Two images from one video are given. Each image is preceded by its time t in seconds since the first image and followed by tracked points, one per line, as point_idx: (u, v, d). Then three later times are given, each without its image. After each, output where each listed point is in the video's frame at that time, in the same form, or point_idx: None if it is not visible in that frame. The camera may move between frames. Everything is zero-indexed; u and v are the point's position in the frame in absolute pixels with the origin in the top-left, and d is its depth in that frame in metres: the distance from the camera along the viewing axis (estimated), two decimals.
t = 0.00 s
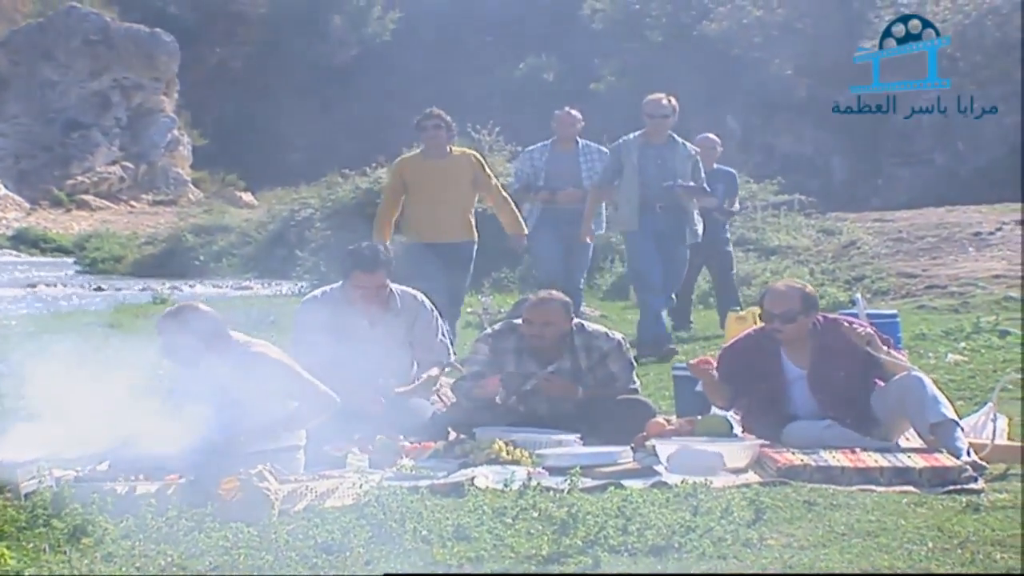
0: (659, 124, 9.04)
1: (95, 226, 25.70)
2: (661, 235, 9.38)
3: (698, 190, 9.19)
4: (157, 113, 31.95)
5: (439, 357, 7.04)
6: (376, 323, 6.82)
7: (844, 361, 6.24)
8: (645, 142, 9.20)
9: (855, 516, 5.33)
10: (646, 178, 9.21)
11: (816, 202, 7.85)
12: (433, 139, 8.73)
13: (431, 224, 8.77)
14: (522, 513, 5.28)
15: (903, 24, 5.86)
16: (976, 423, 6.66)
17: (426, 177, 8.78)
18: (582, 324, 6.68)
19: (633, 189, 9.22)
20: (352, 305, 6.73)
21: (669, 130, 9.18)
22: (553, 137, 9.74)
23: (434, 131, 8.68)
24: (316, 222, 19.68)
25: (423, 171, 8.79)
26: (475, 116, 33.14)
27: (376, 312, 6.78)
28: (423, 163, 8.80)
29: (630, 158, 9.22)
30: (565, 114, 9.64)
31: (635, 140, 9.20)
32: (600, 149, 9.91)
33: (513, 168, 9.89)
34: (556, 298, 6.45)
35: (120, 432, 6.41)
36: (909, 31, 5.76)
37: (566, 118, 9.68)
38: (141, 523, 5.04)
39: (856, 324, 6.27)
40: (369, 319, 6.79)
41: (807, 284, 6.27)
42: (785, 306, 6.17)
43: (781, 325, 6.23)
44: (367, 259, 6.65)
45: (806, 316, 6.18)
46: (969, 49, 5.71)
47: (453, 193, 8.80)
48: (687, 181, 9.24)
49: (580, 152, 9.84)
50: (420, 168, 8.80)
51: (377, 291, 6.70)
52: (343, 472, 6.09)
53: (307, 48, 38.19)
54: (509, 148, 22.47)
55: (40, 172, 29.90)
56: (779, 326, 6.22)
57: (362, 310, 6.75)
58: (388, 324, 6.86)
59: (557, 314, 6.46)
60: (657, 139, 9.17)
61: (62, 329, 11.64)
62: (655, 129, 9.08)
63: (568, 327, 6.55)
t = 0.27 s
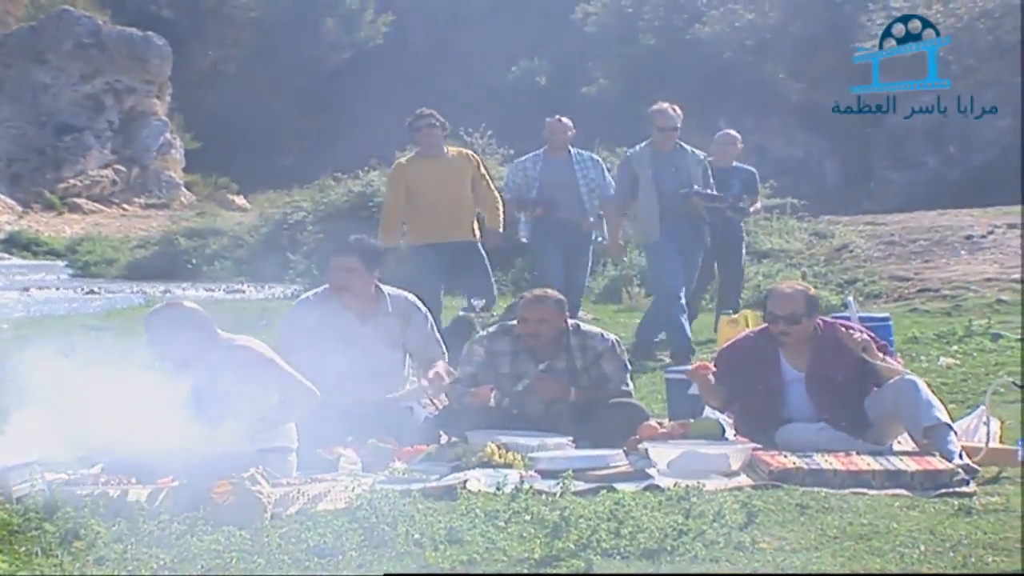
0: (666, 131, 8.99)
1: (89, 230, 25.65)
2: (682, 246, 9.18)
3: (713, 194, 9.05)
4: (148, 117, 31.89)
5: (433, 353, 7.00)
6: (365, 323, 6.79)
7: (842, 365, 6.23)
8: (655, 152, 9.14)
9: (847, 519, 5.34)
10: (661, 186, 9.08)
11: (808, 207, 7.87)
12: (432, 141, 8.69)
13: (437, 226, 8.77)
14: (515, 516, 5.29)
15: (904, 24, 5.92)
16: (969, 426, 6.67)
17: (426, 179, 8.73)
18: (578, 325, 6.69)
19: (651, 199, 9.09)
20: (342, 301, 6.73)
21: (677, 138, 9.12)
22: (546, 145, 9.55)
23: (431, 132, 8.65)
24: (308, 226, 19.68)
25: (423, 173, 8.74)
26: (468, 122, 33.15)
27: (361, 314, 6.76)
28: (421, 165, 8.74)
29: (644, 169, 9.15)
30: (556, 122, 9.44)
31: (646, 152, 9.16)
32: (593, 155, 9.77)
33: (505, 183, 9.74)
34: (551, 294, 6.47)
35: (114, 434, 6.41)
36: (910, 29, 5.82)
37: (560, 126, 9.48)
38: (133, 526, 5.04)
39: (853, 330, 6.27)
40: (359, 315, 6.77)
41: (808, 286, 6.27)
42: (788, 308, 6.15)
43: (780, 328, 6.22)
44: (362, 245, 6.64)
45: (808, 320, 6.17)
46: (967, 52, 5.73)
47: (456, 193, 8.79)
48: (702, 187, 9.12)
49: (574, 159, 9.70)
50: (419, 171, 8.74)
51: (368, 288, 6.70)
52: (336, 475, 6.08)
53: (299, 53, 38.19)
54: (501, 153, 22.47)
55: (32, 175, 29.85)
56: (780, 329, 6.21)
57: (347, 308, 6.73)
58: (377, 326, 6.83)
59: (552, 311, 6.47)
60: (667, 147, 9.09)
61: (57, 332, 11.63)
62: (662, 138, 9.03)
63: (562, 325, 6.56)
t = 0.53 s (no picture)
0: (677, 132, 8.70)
1: (78, 233, 25.60)
2: (694, 251, 8.95)
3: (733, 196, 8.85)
4: (138, 120, 31.83)
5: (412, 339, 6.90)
6: (337, 309, 6.75)
7: (835, 368, 6.23)
8: (665, 152, 8.82)
9: (838, 522, 5.34)
10: (677, 190, 8.82)
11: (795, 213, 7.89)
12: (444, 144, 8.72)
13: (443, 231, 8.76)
14: (506, 518, 5.29)
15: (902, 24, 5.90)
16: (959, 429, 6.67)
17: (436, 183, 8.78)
18: (564, 324, 6.69)
19: (668, 203, 8.80)
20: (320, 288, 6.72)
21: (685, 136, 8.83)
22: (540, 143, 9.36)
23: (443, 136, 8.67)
24: (299, 230, 19.67)
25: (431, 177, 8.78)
26: (458, 125, 33.13)
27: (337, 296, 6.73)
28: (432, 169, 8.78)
29: (656, 169, 8.82)
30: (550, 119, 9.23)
31: (656, 152, 8.82)
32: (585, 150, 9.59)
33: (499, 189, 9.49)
34: (537, 294, 6.48)
35: (103, 437, 6.40)
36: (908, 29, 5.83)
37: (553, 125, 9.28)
38: (124, 528, 5.04)
39: (848, 331, 6.26)
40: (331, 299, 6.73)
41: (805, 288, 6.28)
42: (786, 308, 6.16)
43: (777, 328, 6.22)
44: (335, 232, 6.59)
45: (806, 322, 6.18)
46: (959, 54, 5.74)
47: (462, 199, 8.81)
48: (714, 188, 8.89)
49: (569, 157, 9.50)
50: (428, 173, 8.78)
51: (341, 272, 6.66)
52: (327, 478, 6.08)
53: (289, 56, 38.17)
54: (492, 157, 22.47)
55: (22, 178, 29.72)
56: (777, 329, 6.21)
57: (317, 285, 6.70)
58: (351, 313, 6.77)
59: (539, 310, 6.48)
60: (678, 147, 8.78)
61: (46, 335, 11.60)
62: (675, 139, 8.72)
63: (549, 323, 6.55)
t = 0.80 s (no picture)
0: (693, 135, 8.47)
1: (70, 235, 25.59)
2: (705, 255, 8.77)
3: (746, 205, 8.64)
4: (128, 122, 31.77)
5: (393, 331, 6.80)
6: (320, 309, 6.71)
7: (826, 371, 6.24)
8: (681, 154, 8.61)
9: (828, 524, 5.35)
10: (686, 193, 8.64)
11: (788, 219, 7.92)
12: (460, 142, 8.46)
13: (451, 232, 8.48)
14: (497, 521, 5.29)
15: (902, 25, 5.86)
16: (948, 431, 6.68)
17: (448, 184, 8.49)
18: (553, 326, 6.67)
19: (676, 205, 8.64)
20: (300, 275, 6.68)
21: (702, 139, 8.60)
22: (547, 147, 9.12)
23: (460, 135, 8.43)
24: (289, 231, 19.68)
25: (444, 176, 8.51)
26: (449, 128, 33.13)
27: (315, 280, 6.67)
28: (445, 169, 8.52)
29: (669, 170, 8.63)
30: (561, 124, 9.05)
31: (671, 152, 8.62)
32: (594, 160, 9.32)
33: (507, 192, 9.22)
34: (524, 293, 6.41)
35: (94, 439, 6.41)
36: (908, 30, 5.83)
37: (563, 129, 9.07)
38: (115, 531, 5.04)
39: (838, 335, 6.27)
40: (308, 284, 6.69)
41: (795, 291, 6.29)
42: (777, 311, 6.16)
43: (769, 330, 6.22)
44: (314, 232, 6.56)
45: (797, 324, 6.18)
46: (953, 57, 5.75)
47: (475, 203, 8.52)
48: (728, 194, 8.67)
49: (576, 164, 9.22)
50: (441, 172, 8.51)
51: (322, 259, 6.61)
52: (318, 480, 6.08)
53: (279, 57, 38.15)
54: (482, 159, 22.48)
55: (12, 178, 29.66)
56: (768, 331, 6.22)
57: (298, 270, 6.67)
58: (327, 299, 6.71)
59: (523, 309, 6.42)
60: (692, 151, 8.57)
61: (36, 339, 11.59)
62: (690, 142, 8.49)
63: (539, 324, 6.55)
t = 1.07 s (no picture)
0: (720, 139, 8.21)
1: (59, 237, 25.55)
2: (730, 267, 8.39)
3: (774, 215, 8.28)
4: (117, 124, 31.75)
5: (381, 344, 6.88)
6: (308, 316, 6.76)
7: (817, 373, 6.25)
8: (708, 160, 8.33)
9: (819, 526, 5.35)
10: (712, 199, 8.33)
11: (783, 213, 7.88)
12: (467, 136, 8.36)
13: (456, 228, 8.36)
14: (487, 523, 5.29)
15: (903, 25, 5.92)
16: (939, 432, 6.68)
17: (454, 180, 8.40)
18: (543, 329, 6.66)
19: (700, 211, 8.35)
20: (289, 293, 6.73)
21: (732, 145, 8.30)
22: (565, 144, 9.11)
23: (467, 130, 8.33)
24: (280, 233, 19.72)
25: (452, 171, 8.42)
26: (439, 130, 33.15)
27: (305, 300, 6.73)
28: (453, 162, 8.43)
29: (694, 175, 8.34)
30: (579, 119, 9.04)
31: (698, 157, 8.34)
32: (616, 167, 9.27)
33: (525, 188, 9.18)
34: (515, 294, 6.42)
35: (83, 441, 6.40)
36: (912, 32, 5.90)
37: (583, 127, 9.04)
38: (104, 533, 5.03)
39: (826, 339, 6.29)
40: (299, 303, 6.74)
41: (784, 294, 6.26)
42: (765, 314, 6.14)
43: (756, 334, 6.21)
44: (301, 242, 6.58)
45: (785, 328, 6.17)
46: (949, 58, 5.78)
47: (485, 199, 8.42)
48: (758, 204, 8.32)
49: (594, 164, 9.19)
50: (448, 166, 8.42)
51: (314, 278, 6.65)
52: (308, 482, 6.08)
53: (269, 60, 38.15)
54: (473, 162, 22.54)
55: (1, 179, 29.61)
56: (756, 335, 6.20)
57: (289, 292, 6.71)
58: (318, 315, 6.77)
59: (512, 311, 6.42)
60: (720, 156, 8.29)
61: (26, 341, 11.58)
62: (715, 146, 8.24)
63: (529, 328, 6.53)
